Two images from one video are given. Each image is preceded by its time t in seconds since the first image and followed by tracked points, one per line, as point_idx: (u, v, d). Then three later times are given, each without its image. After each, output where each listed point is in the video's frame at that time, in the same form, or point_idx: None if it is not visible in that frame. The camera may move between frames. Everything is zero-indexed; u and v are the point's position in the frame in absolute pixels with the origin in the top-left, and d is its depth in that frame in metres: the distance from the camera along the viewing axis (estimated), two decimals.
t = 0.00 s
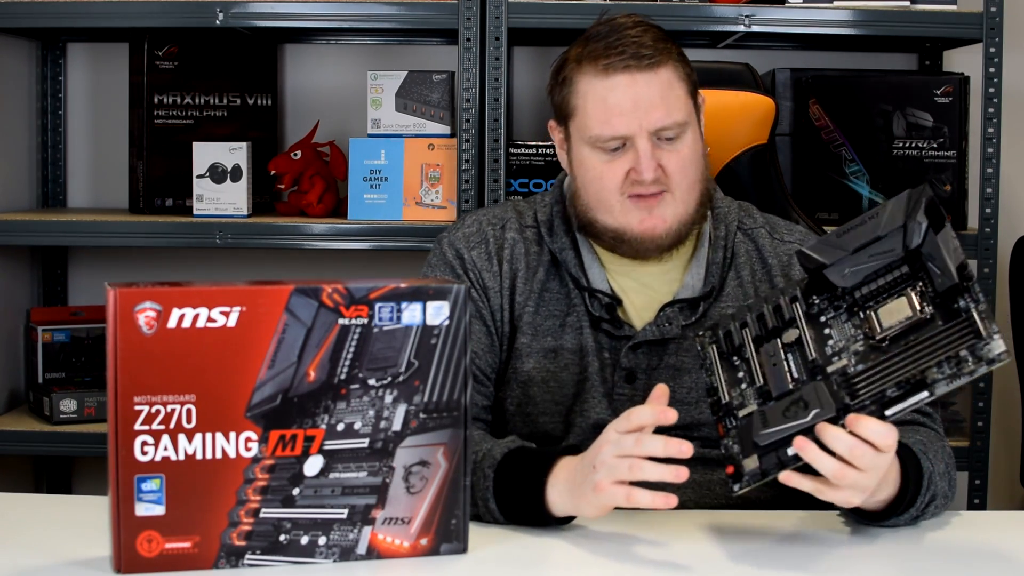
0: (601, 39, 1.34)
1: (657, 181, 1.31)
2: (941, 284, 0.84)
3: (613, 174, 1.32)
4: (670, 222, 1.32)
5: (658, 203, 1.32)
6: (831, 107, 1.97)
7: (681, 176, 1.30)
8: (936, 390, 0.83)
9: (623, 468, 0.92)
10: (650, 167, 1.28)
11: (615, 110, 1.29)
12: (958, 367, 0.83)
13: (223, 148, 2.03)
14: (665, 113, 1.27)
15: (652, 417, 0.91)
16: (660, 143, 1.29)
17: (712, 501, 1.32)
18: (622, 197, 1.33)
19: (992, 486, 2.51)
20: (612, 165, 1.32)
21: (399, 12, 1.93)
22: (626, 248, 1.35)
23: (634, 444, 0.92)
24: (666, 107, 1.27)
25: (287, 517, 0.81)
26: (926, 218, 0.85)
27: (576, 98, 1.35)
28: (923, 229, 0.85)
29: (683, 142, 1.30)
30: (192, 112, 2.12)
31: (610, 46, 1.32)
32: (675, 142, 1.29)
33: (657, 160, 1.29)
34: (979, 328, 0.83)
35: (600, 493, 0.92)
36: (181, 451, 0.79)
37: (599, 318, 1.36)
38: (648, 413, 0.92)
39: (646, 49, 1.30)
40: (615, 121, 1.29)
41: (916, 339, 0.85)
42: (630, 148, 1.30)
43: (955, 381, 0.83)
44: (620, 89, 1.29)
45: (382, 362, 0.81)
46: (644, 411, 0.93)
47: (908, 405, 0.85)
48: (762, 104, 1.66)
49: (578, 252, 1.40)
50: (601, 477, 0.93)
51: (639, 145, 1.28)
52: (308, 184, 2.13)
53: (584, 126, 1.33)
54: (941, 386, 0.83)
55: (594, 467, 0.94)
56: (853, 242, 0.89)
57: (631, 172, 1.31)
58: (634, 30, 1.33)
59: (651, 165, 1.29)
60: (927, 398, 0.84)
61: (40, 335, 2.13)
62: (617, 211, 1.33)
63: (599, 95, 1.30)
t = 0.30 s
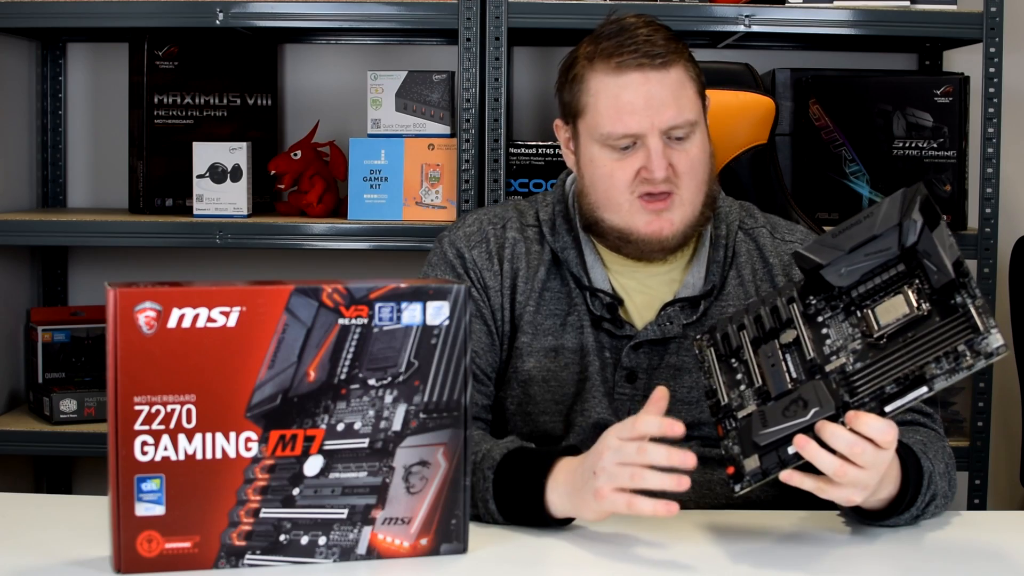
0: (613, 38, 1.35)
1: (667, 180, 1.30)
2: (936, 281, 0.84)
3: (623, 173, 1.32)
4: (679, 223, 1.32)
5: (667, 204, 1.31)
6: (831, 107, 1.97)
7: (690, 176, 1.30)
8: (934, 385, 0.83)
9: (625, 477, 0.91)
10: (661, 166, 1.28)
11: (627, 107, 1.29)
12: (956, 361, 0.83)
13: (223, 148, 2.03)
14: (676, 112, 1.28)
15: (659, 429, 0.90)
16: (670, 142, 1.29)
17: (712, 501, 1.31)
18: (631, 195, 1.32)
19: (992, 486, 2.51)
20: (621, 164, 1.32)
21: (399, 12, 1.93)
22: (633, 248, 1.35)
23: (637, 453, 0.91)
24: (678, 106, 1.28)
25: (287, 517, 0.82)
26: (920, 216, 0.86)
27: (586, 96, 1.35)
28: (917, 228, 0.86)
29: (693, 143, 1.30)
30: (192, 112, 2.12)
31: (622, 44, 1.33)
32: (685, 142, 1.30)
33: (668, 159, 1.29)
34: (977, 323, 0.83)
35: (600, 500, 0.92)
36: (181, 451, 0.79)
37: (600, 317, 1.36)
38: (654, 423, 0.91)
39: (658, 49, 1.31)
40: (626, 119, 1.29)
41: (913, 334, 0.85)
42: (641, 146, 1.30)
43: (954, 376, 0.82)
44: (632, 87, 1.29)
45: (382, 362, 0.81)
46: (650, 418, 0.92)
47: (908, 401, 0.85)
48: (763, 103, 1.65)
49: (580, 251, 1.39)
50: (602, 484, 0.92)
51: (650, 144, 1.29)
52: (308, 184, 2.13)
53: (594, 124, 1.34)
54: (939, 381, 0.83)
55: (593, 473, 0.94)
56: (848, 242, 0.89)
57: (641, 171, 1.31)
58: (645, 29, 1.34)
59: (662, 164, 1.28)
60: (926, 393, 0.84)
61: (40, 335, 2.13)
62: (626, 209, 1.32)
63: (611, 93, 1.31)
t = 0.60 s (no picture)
0: (623, 29, 1.35)
1: (667, 171, 1.31)
2: (931, 279, 0.85)
3: (623, 162, 1.32)
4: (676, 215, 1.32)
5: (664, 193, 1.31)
6: (831, 107, 1.97)
7: (690, 170, 1.31)
8: (937, 385, 0.83)
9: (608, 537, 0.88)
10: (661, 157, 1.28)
11: (631, 98, 1.29)
12: (957, 360, 0.84)
13: (223, 148, 2.03)
14: (680, 107, 1.28)
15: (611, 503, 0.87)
16: (672, 136, 1.29)
17: (712, 501, 1.30)
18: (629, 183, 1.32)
19: (992, 486, 2.51)
20: (621, 152, 1.31)
21: (400, 12, 1.93)
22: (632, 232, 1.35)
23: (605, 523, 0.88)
24: (682, 100, 1.28)
25: (287, 517, 0.81)
26: (906, 215, 0.86)
27: (593, 86, 1.34)
28: (906, 225, 0.86)
29: (695, 136, 1.30)
30: (192, 112, 2.12)
31: (630, 35, 1.33)
32: (687, 136, 1.30)
33: (669, 151, 1.29)
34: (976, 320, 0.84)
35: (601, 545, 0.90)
36: (181, 451, 0.79)
37: (601, 314, 1.36)
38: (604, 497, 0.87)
39: (667, 42, 1.31)
40: (630, 109, 1.29)
41: (910, 334, 0.86)
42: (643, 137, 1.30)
43: (956, 375, 0.83)
44: (639, 79, 1.29)
45: (382, 362, 0.81)
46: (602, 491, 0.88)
47: (914, 402, 0.85)
48: (762, 103, 1.65)
49: (582, 247, 1.40)
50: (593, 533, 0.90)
51: (652, 135, 1.29)
52: (308, 184, 2.13)
53: (597, 112, 1.33)
54: (942, 381, 0.83)
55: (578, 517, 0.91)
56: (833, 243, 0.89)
57: (640, 160, 1.31)
58: (654, 23, 1.34)
59: (663, 156, 1.29)
60: (929, 393, 0.84)
61: (40, 335, 2.13)
62: (624, 197, 1.32)
63: (616, 83, 1.30)
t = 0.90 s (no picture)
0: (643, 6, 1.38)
1: (672, 138, 1.33)
2: (909, 271, 0.85)
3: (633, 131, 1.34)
4: (682, 185, 1.33)
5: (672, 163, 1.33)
6: (831, 107, 1.97)
7: (698, 142, 1.33)
8: (945, 372, 0.85)
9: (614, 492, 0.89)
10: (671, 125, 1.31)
11: (645, 66, 1.32)
12: (955, 348, 0.85)
13: (223, 148, 2.03)
14: (691, 78, 1.31)
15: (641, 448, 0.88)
16: (683, 107, 1.32)
17: (711, 501, 1.30)
18: (637, 152, 1.35)
19: (992, 486, 2.51)
20: (633, 120, 1.33)
21: (400, 12, 1.93)
22: (637, 205, 1.35)
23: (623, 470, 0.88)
24: (694, 73, 1.31)
25: (287, 517, 0.81)
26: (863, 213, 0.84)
27: (611, 57, 1.37)
28: (865, 223, 0.84)
29: (706, 110, 1.32)
30: (192, 112, 2.12)
31: (650, 10, 1.36)
32: (698, 108, 1.32)
33: (678, 121, 1.32)
34: (960, 306, 0.85)
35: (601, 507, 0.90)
36: (181, 450, 0.79)
37: (611, 295, 1.36)
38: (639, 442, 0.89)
39: (684, 19, 1.34)
40: (642, 77, 1.32)
41: (899, 328, 0.85)
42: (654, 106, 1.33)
43: (960, 359, 0.85)
44: (654, 49, 1.32)
45: (382, 362, 0.81)
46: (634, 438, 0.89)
47: (922, 393, 0.85)
48: (762, 102, 1.66)
49: (598, 229, 1.39)
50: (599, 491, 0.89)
51: (662, 104, 1.32)
52: (308, 184, 2.13)
53: (610, 82, 1.36)
54: (947, 368, 0.85)
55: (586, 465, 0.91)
56: (791, 248, 0.86)
57: (650, 128, 1.33)
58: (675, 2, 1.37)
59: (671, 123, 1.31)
60: (938, 382, 0.85)
61: (40, 335, 2.13)
62: (632, 164, 1.34)
63: (631, 52, 1.33)
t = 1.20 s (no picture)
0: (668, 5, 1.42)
1: (693, 131, 1.36)
2: (882, 251, 0.87)
3: (655, 122, 1.37)
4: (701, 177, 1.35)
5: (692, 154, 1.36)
6: (831, 107, 1.97)
7: (718, 137, 1.36)
8: (936, 352, 0.86)
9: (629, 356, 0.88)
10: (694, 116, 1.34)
11: (669, 58, 1.36)
12: (942, 325, 0.87)
13: (223, 148, 2.03)
14: (713, 72, 1.35)
15: (686, 325, 0.85)
16: (705, 100, 1.36)
17: (717, 498, 1.28)
18: (658, 144, 1.37)
19: (992, 486, 2.51)
20: (655, 112, 1.37)
21: (400, 12, 1.93)
22: (658, 204, 1.36)
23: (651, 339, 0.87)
24: (717, 68, 1.35)
25: (287, 517, 0.81)
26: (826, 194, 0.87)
27: (636, 51, 1.40)
28: (829, 205, 0.87)
29: (727, 106, 1.36)
30: (192, 112, 2.12)
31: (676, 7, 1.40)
32: (719, 104, 1.36)
33: (699, 113, 1.35)
34: (939, 281, 0.87)
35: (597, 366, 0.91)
36: (181, 451, 0.79)
37: (626, 288, 1.34)
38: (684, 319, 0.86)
39: (709, 17, 1.38)
40: (666, 68, 1.36)
41: (880, 310, 0.87)
42: (676, 98, 1.36)
43: (948, 338, 0.86)
44: (679, 43, 1.36)
45: (382, 362, 0.81)
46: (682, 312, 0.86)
47: (917, 376, 0.86)
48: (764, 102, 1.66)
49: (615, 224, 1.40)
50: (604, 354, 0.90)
51: (685, 96, 1.36)
52: (308, 184, 2.13)
53: (634, 74, 1.40)
54: (936, 347, 0.86)
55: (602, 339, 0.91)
56: (760, 237, 0.86)
57: (671, 120, 1.36)
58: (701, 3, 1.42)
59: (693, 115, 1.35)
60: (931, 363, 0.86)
61: (40, 335, 2.13)
62: (653, 154, 1.37)
63: (656, 45, 1.37)
